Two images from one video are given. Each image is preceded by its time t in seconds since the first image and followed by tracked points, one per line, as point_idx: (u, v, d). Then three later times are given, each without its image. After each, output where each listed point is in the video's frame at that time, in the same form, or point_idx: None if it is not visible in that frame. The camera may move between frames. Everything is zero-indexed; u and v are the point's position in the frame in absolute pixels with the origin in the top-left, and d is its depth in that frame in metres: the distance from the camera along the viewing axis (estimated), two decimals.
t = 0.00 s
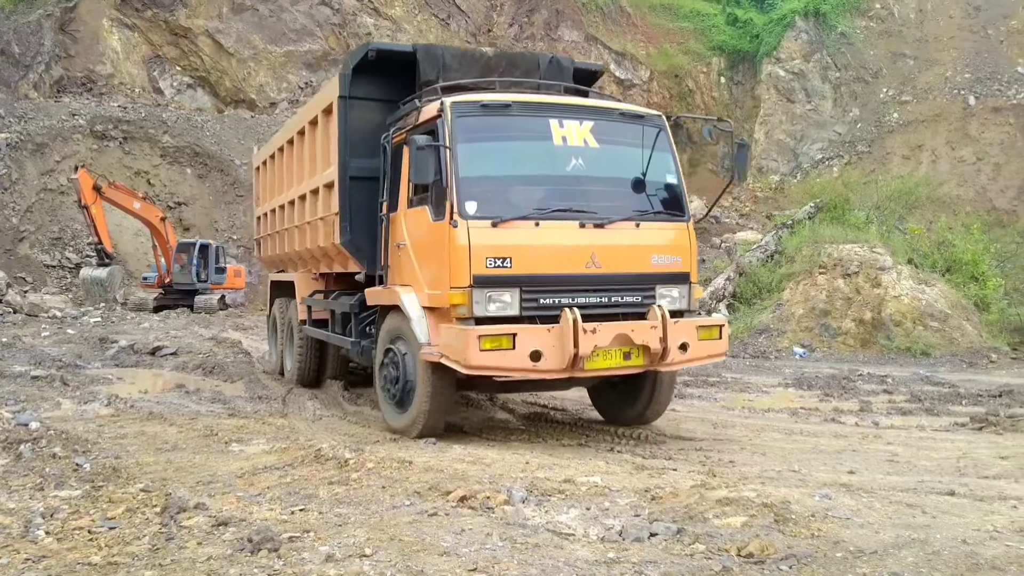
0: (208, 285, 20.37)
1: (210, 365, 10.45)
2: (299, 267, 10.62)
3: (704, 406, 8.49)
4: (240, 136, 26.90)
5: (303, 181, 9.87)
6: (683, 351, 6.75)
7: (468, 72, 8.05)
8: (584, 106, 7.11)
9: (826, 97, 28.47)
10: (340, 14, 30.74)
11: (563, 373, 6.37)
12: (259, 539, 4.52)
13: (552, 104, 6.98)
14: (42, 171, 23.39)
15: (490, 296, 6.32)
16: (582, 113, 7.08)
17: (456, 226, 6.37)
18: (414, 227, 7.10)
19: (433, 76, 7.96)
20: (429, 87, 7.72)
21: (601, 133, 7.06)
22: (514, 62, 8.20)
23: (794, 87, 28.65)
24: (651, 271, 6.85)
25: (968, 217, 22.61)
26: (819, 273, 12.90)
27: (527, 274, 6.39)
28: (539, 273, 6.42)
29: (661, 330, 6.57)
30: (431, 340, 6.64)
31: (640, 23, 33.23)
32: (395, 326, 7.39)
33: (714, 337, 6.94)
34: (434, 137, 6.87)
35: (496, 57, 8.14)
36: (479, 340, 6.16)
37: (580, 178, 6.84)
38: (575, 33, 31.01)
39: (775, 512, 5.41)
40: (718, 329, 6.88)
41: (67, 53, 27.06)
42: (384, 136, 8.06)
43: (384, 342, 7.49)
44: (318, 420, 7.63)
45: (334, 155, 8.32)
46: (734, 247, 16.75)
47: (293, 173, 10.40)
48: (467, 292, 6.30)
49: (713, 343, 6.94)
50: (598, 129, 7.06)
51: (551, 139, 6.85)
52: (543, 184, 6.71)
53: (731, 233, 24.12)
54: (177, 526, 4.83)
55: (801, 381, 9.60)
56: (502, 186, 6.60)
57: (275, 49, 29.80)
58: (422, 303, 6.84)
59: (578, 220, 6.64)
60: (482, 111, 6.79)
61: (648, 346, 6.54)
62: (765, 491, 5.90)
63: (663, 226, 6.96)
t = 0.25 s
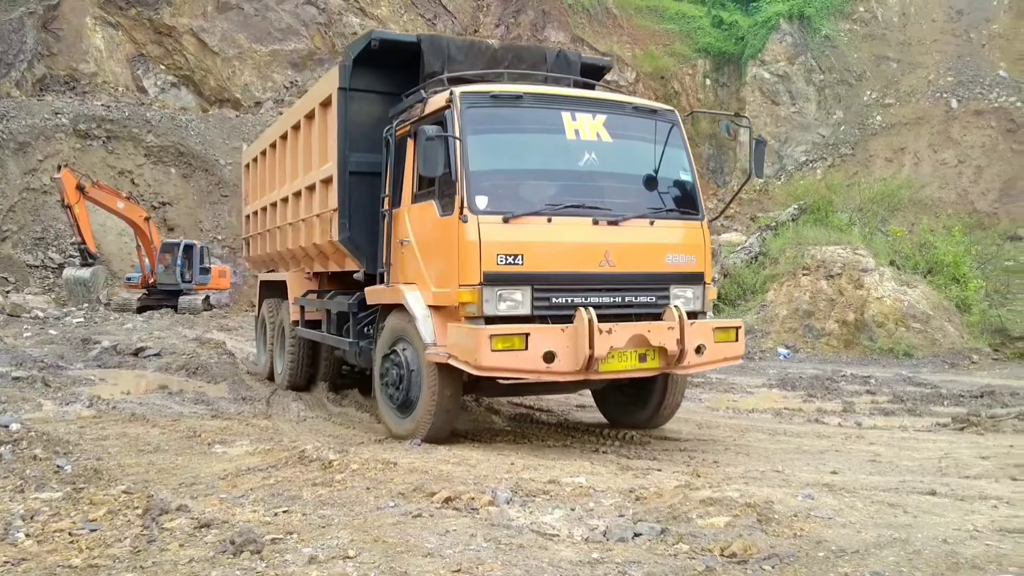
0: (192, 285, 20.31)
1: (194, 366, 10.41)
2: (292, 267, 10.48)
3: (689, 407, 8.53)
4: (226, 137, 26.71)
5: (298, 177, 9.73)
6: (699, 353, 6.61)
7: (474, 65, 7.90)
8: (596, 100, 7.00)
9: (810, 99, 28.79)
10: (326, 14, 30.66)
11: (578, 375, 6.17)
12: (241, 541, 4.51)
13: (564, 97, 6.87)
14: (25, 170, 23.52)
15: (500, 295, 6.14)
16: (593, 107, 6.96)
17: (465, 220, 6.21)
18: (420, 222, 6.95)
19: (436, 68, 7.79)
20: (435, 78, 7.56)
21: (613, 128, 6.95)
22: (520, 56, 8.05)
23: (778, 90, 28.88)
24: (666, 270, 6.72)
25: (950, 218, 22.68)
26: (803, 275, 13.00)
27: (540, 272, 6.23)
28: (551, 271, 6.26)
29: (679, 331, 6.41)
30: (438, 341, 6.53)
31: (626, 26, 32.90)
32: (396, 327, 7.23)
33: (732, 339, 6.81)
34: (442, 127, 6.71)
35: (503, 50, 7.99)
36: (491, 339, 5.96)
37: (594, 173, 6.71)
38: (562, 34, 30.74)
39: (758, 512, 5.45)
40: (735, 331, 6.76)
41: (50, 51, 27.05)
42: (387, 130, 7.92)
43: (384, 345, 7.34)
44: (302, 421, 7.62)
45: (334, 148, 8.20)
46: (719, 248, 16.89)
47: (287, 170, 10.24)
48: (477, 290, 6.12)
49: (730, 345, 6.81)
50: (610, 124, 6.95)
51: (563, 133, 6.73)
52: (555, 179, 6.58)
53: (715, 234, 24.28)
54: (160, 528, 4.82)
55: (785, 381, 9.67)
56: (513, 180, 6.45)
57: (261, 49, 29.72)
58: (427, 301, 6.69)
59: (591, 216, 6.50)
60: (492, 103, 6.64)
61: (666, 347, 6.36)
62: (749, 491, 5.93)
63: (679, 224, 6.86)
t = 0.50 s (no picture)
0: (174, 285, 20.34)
1: (175, 367, 10.36)
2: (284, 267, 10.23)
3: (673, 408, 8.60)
4: (208, 136, 26.68)
5: (291, 174, 9.48)
6: (725, 353, 6.60)
7: (481, 54, 7.69)
8: (615, 90, 6.97)
9: (792, 102, 28.25)
10: (310, 13, 30.98)
11: (600, 374, 6.08)
12: (222, 543, 4.51)
13: (582, 88, 6.82)
14: (5, 169, 23.57)
15: (519, 292, 6.03)
16: (611, 97, 6.92)
17: (482, 213, 6.09)
18: (430, 216, 6.81)
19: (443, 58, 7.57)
20: (443, 67, 7.38)
21: (632, 119, 6.91)
22: (528, 46, 7.85)
23: (761, 93, 28.45)
24: (688, 266, 6.66)
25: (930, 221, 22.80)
26: (785, 276, 13.13)
27: (560, 266, 6.13)
28: (572, 265, 6.16)
29: (705, 330, 6.36)
30: (448, 339, 6.45)
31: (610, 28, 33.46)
32: (402, 326, 7.12)
33: (754, 339, 6.81)
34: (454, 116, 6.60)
35: (510, 39, 7.78)
36: (511, 338, 5.86)
37: (612, 165, 6.65)
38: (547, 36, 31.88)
39: (739, 512, 5.49)
40: (759, 331, 6.74)
41: (30, 49, 26.90)
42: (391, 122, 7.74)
43: (389, 344, 7.22)
44: (284, 422, 7.60)
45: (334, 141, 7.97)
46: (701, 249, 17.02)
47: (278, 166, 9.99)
48: (493, 287, 6.00)
49: (754, 345, 6.79)
50: (629, 116, 6.90)
51: (582, 123, 6.67)
52: (575, 170, 6.50)
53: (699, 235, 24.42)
54: (139, 531, 4.80)
55: (766, 381, 9.75)
56: (531, 172, 6.36)
57: (244, 49, 29.85)
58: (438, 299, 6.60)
59: (612, 209, 6.42)
60: (509, 92, 6.57)
61: (692, 346, 6.32)
62: (730, 491, 5.97)
63: (699, 219, 6.80)
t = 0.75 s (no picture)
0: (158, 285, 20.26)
1: (159, 367, 10.32)
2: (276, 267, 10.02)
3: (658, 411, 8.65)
4: (194, 135, 26.87)
5: (282, 169, 9.30)
6: (746, 353, 6.42)
7: (486, 45, 7.55)
8: (631, 82, 6.85)
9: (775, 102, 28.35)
10: (296, 13, 30.89)
11: (622, 376, 5.90)
12: (204, 545, 4.49)
13: (597, 79, 6.69)
14: None
15: (537, 290, 5.87)
16: (627, 90, 6.79)
17: (497, 207, 5.93)
18: (440, 212, 6.65)
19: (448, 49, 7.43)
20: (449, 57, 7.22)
21: (648, 113, 6.79)
22: (534, 38, 7.73)
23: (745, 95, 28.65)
24: (707, 263, 6.52)
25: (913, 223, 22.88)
26: (769, 277, 13.23)
27: (578, 263, 5.97)
28: (591, 262, 6.01)
29: (730, 329, 6.18)
30: (459, 339, 6.32)
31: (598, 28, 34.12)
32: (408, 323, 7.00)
33: (775, 338, 6.66)
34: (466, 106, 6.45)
35: (516, 30, 7.66)
36: (530, 338, 5.71)
37: (629, 159, 6.51)
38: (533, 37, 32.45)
39: (723, 512, 5.52)
40: (781, 330, 6.59)
41: (13, 47, 26.77)
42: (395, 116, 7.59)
43: (399, 340, 7.03)
44: (268, 423, 7.59)
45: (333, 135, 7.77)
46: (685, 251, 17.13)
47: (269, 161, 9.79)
48: (509, 284, 5.85)
49: (776, 346, 6.63)
50: (645, 109, 6.78)
51: (599, 116, 6.54)
52: (592, 164, 6.36)
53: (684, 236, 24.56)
54: (120, 533, 4.78)
55: (751, 381, 9.82)
56: (548, 164, 6.21)
57: (229, 48, 29.74)
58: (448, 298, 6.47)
59: (630, 205, 6.28)
60: (524, 82, 6.42)
61: (715, 346, 6.14)
62: (714, 491, 6.01)
63: (718, 215, 6.68)
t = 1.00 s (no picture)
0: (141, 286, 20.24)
1: (142, 368, 10.25)
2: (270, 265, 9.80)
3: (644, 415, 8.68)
4: (177, 135, 26.74)
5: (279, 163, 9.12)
6: (783, 348, 6.19)
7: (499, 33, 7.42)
8: (657, 67, 6.70)
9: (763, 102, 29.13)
10: (282, 13, 30.69)
11: (658, 370, 5.65)
12: (186, 549, 4.47)
13: (624, 63, 6.54)
14: None
15: (567, 281, 5.65)
16: (654, 75, 6.65)
17: (525, 193, 5.73)
18: (460, 200, 6.43)
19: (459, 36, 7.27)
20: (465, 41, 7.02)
21: (675, 98, 6.64)
22: (547, 27, 7.63)
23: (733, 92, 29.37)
24: (738, 255, 6.35)
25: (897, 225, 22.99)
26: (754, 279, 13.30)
27: (610, 252, 5.76)
28: (622, 251, 5.80)
29: (768, 321, 5.94)
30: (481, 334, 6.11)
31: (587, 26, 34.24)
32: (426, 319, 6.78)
33: (810, 330, 6.44)
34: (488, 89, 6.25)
35: (529, 19, 7.54)
36: (563, 330, 5.48)
37: (658, 145, 6.35)
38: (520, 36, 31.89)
39: (708, 512, 5.53)
40: (815, 323, 6.40)
41: None
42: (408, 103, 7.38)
43: (422, 334, 6.76)
44: (252, 425, 7.55)
45: (339, 125, 7.54)
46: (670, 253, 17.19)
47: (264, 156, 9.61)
48: (538, 275, 5.63)
49: (811, 338, 6.41)
50: (672, 95, 6.63)
51: (627, 100, 6.38)
52: (620, 150, 6.18)
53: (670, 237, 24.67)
54: (101, 536, 4.75)
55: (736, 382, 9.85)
56: (576, 150, 6.03)
57: (214, 48, 29.52)
58: (470, 291, 6.26)
59: (661, 192, 6.10)
60: (550, 65, 6.24)
61: (753, 339, 5.91)
62: (699, 492, 6.03)
63: (748, 205, 6.52)
